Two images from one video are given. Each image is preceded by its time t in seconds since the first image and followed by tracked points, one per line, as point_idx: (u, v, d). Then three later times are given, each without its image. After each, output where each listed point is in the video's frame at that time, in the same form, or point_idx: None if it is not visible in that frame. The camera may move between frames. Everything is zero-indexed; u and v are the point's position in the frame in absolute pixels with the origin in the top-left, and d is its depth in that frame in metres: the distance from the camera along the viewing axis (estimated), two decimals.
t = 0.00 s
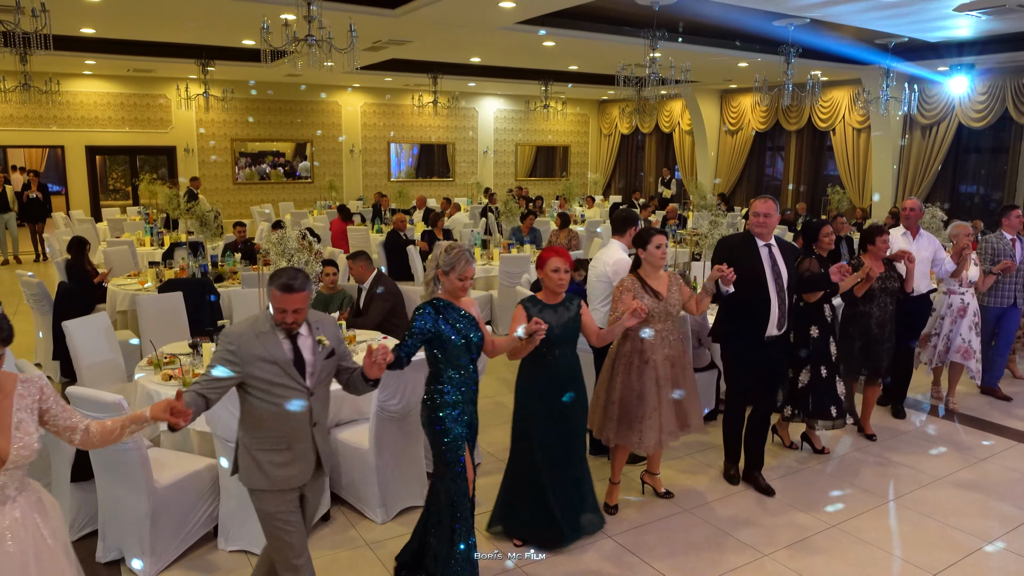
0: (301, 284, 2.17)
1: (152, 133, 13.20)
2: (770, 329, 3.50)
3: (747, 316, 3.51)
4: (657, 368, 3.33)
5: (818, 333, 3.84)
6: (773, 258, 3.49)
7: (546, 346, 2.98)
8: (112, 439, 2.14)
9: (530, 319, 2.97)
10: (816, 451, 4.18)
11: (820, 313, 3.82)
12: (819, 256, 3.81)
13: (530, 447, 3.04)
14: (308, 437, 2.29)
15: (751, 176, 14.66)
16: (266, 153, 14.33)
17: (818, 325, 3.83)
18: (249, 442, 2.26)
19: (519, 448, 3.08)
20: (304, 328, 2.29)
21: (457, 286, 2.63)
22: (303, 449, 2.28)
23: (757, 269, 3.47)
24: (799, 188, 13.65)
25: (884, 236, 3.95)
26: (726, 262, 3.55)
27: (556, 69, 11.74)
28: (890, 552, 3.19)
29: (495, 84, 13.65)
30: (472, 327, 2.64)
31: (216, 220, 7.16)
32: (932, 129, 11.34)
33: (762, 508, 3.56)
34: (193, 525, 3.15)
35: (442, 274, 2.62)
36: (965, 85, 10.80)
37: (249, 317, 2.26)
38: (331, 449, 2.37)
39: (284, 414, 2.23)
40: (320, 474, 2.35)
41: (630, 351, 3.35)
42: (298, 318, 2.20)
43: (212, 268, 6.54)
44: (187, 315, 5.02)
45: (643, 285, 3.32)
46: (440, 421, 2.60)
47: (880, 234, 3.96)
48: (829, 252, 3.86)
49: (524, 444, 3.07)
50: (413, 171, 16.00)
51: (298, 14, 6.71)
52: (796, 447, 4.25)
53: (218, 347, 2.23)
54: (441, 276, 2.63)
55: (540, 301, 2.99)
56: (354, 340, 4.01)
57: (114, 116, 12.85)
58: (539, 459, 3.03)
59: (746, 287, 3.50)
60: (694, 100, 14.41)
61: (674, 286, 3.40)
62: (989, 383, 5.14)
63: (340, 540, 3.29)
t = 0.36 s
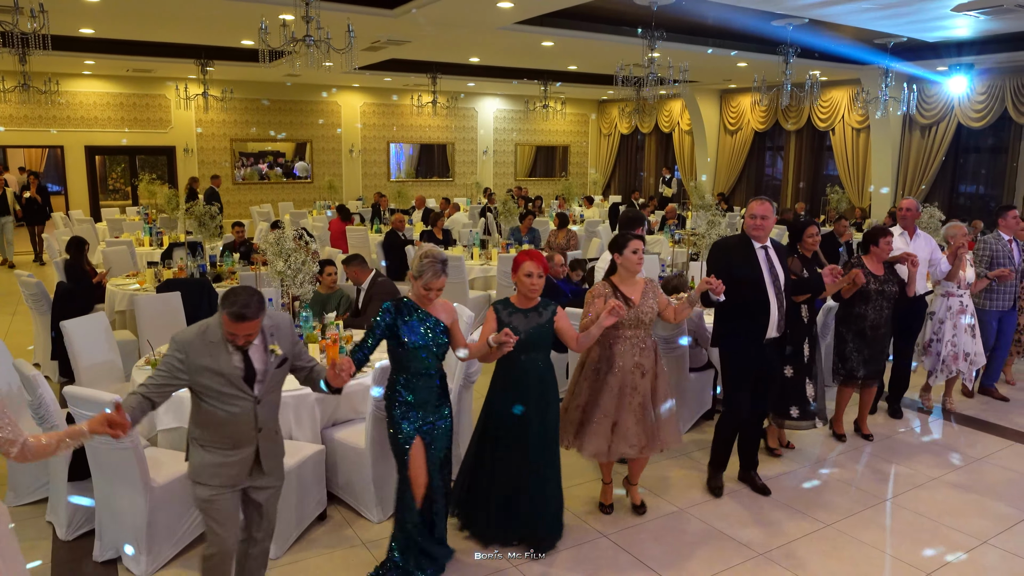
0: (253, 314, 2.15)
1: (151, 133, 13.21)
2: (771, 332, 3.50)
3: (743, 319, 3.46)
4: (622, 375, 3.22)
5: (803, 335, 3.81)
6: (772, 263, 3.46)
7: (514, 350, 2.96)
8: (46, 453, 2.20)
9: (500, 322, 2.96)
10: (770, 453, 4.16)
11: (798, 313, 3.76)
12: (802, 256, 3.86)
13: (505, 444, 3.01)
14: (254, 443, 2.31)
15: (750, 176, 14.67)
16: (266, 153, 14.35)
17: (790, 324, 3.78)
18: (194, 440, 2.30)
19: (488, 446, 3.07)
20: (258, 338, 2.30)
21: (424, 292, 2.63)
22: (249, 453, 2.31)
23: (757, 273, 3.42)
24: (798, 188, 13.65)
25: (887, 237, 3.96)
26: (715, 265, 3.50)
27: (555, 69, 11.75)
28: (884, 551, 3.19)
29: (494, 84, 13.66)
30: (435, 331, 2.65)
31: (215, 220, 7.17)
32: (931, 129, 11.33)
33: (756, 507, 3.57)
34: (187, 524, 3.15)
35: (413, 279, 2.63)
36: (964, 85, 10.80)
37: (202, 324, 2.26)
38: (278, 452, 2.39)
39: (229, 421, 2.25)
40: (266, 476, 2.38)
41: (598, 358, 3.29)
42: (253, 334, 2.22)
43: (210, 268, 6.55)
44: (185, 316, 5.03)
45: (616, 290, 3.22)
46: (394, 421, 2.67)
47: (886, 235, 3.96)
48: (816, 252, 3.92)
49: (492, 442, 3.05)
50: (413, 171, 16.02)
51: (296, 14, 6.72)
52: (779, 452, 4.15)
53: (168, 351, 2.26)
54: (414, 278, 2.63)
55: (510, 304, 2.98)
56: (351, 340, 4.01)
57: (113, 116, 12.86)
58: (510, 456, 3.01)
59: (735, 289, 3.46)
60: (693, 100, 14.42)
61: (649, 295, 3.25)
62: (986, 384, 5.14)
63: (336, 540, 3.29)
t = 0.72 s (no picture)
0: (194, 308, 2.06)
1: (151, 133, 13.23)
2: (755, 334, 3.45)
3: (720, 324, 3.39)
4: (616, 383, 3.17)
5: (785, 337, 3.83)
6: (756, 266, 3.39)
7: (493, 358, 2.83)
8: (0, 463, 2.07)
9: (479, 331, 2.82)
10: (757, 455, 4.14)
11: (776, 314, 3.79)
12: (782, 257, 3.76)
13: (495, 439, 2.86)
14: (187, 451, 2.21)
15: (749, 176, 14.69)
16: (267, 153, 14.37)
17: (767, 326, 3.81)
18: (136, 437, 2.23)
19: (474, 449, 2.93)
20: (204, 343, 2.18)
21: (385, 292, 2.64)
22: (176, 461, 2.20)
23: (740, 274, 3.34)
24: (797, 188, 13.67)
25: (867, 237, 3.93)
26: (701, 267, 3.39)
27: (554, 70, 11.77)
28: (878, 550, 3.21)
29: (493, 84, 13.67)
30: (394, 334, 2.64)
31: (214, 220, 7.18)
32: (929, 129, 11.35)
33: (751, 507, 3.58)
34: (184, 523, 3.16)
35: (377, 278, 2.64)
36: (962, 85, 10.80)
37: (148, 321, 2.17)
38: (215, 465, 2.27)
39: (162, 423, 2.16)
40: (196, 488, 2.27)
41: (590, 365, 3.23)
42: (193, 340, 2.11)
43: (209, 269, 6.56)
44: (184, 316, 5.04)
45: (603, 295, 3.17)
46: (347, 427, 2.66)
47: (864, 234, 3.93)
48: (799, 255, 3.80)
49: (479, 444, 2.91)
50: (412, 172, 16.03)
51: (294, 15, 6.74)
52: (765, 454, 4.13)
53: (116, 346, 2.18)
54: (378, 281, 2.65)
55: (492, 310, 2.84)
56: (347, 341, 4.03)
57: (113, 116, 12.87)
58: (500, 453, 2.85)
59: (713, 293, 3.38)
60: (692, 100, 14.43)
61: (637, 297, 3.22)
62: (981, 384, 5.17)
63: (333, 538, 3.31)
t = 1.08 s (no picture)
0: (137, 282, 2.03)
1: (149, 134, 13.24)
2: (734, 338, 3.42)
3: (701, 327, 3.41)
4: (613, 392, 3.00)
5: (771, 342, 3.84)
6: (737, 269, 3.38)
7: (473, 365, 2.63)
8: None
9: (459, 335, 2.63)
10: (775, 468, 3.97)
11: (761, 319, 3.83)
12: (768, 260, 3.71)
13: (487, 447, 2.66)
14: (140, 462, 2.10)
15: (747, 177, 14.70)
16: (266, 154, 14.40)
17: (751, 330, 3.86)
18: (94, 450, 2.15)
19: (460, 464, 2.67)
20: (153, 340, 2.11)
21: (344, 290, 2.46)
22: (130, 474, 2.09)
23: (720, 276, 3.36)
24: (795, 188, 13.70)
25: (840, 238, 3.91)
26: (687, 267, 3.41)
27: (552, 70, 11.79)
28: (873, 549, 3.22)
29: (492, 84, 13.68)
30: (355, 338, 2.45)
31: (211, 220, 7.18)
32: (927, 130, 11.36)
33: (746, 506, 3.60)
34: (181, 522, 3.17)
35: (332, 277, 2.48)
36: (960, 85, 10.81)
37: (98, 324, 2.11)
38: (173, 482, 2.16)
39: (112, 431, 2.08)
40: (152, 509, 2.14)
41: (580, 372, 3.02)
42: (135, 319, 2.04)
43: (206, 269, 6.58)
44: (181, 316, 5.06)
45: (589, 299, 3.03)
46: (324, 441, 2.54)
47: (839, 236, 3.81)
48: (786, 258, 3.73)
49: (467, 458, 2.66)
50: (410, 172, 16.04)
51: (292, 17, 6.76)
52: (760, 455, 4.14)
53: (63, 355, 2.08)
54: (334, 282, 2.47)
55: (470, 315, 2.65)
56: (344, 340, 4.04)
57: (112, 117, 12.89)
58: (496, 456, 2.66)
59: (699, 293, 3.40)
60: (690, 100, 14.45)
61: (619, 299, 3.13)
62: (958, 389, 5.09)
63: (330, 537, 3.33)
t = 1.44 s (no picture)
0: (77, 287, 1.90)
1: (148, 133, 13.26)
2: (709, 339, 3.41)
3: (682, 329, 3.41)
4: (595, 397, 3.01)
5: (774, 352, 3.71)
6: (713, 272, 3.39)
7: (446, 381, 2.44)
8: None
9: (430, 352, 2.42)
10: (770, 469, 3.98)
11: (763, 328, 3.72)
12: (765, 265, 3.75)
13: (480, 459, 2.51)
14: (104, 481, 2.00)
15: (745, 177, 14.73)
16: (266, 153, 14.42)
17: (752, 338, 3.75)
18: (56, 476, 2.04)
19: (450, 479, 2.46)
20: (106, 351, 2.00)
21: (301, 303, 2.29)
22: (95, 494, 1.99)
23: (696, 277, 3.37)
24: (793, 188, 13.72)
25: (820, 240, 3.85)
26: (669, 266, 3.40)
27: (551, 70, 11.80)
28: (867, 549, 3.23)
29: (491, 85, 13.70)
30: (314, 355, 2.27)
31: (210, 221, 7.20)
32: (924, 130, 11.38)
33: (741, 505, 3.61)
34: (177, 523, 3.18)
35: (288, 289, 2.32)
36: (957, 86, 10.83)
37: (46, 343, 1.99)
38: (145, 498, 2.06)
39: (71, 452, 1.97)
40: (125, 529, 2.04)
41: (561, 382, 2.97)
42: (77, 327, 1.91)
43: (204, 269, 6.59)
44: (178, 317, 5.07)
45: (565, 307, 2.99)
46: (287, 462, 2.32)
47: (819, 238, 3.84)
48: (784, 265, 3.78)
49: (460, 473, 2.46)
50: (409, 172, 16.06)
51: (290, 17, 6.78)
52: (748, 461, 4.05)
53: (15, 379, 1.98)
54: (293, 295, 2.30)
55: (438, 330, 2.46)
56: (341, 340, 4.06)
57: (111, 117, 12.91)
58: (488, 464, 2.54)
59: (680, 297, 3.41)
60: (688, 100, 14.48)
61: (588, 307, 3.09)
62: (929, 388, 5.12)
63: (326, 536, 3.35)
